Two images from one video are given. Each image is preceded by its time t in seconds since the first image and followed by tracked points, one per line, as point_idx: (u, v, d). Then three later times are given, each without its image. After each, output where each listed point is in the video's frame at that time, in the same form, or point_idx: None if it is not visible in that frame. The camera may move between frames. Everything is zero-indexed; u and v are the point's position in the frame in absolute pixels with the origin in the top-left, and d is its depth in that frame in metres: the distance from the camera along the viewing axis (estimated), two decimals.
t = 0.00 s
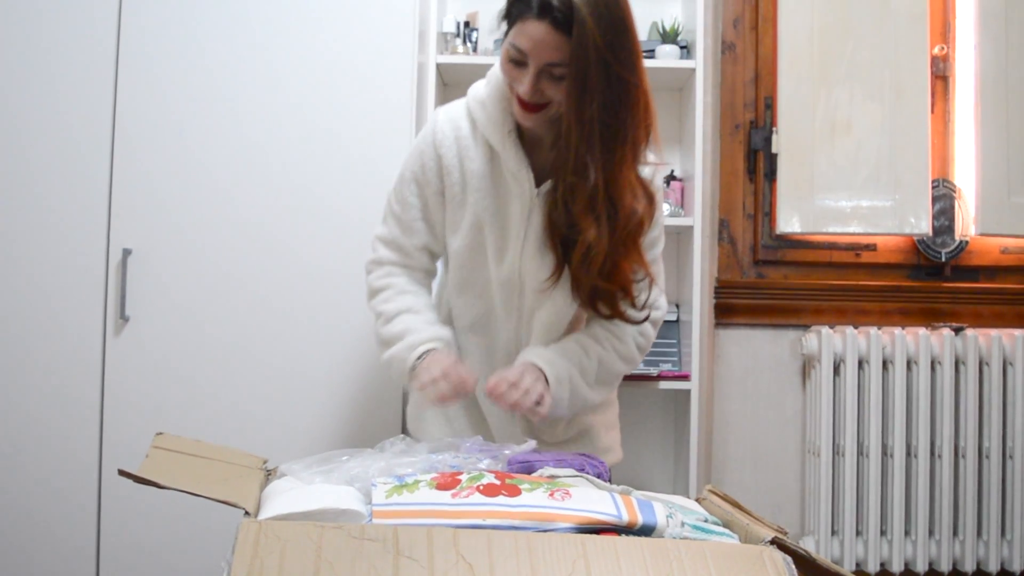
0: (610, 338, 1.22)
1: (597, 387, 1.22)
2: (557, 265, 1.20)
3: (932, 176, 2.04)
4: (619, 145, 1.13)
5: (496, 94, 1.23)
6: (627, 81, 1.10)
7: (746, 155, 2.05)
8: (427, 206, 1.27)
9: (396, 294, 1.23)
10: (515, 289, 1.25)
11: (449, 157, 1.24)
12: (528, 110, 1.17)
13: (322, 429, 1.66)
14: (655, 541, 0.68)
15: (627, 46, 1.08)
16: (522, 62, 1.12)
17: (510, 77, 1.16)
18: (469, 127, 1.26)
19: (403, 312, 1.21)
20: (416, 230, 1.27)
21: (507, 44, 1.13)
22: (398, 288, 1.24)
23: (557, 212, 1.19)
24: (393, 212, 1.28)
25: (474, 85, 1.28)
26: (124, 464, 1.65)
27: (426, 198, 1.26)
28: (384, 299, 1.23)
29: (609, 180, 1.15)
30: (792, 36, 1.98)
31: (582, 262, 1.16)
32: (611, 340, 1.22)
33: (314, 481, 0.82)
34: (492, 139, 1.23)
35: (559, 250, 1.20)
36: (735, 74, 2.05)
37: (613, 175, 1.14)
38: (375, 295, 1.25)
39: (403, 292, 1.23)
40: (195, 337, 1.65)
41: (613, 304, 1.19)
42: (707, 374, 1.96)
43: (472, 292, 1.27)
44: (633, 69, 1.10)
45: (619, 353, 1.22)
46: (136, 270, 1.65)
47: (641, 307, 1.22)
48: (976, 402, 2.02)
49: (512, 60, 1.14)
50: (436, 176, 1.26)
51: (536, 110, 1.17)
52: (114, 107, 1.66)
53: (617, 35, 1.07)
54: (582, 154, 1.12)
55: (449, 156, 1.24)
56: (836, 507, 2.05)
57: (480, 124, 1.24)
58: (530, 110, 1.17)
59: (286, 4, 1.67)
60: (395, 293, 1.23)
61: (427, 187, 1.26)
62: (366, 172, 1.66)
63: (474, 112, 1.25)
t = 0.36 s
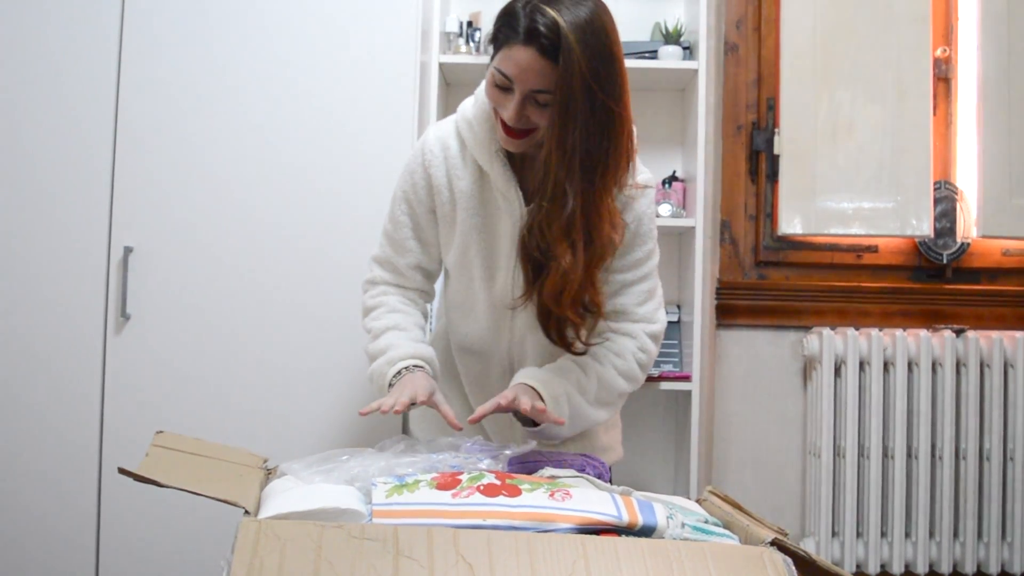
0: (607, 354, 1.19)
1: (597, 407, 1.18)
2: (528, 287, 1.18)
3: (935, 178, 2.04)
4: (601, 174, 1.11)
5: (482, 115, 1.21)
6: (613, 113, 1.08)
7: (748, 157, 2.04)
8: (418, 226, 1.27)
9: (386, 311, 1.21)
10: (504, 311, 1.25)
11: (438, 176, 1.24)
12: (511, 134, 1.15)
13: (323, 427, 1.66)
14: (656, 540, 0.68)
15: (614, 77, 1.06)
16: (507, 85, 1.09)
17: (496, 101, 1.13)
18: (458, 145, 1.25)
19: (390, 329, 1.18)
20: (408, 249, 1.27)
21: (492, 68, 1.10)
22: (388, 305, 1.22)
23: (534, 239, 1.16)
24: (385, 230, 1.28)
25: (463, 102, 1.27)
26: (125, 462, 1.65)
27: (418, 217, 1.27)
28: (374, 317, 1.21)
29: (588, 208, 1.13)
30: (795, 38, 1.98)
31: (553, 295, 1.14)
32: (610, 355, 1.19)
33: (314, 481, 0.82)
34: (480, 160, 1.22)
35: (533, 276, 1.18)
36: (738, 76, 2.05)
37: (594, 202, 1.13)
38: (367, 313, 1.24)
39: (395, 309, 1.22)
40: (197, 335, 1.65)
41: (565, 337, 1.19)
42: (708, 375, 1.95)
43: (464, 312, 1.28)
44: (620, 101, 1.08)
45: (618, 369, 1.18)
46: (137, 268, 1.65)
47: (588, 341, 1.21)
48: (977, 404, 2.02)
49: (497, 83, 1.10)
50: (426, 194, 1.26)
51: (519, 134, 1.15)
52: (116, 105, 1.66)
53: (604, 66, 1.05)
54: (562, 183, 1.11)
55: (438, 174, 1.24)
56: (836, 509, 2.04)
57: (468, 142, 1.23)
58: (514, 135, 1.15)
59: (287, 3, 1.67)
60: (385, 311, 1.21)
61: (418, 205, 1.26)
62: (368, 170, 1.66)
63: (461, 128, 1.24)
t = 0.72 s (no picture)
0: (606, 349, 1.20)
1: (596, 401, 1.18)
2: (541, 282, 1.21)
3: (933, 180, 2.04)
4: (614, 168, 1.12)
5: (484, 110, 1.22)
6: (620, 107, 1.08)
7: (747, 158, 2.05)
8: (416, 228, 1.26)
9: (383, 319, 1.20)
10: (509, 306, 1.26)
11: (437, 175, 1.24)
12: (518, 133, 1.15)
13: (321, 428, 1.66)
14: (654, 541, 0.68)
15: (619, 72, 1.06)
16: (514, 87, 1.09)
17: (501, 103, 1.12)
18: (457, 142, 1.25)
19: (386, 338, 1.17)
20: (404, 250, 1.25)
21: (496, 71, 1.10)
22: (385, 315, 1.21)
23: (550, 234, 1.19)
24: (380, 231, 1.26)
25: (461, 99, 1.27)
26: (123, 464, 1.65)
27: (416, 219, 1.25)
28: (370, 324, 1.20)
29: (603, 201, 1.14)
30: (793, 40, 1.98)
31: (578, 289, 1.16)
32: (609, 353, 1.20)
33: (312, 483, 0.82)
34: (482, 155, 1.22)
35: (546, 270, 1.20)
36: (736, 77, 2.05)
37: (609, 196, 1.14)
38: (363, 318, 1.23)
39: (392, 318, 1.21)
40: (195, 336, 1.65)
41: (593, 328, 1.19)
42: (707, 376, 1.96)
43: (465, 310, 1.27)
44: (626, 94, 1.08)
45: (616, 364, 1.20)
46: (136, 270, 1.65)
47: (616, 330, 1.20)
48: (975, 405, 2.02)
49: (502, 85, 1.10)
50: (425, 194, 1.25)
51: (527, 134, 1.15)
52: (114, 107, 1.66)
53: (608, 62, 1.05)
54: (579, 180, 1.11)
55: (437, 172, 1.24)
56: (835, 510, 2.04)
57: (470, 139, 1.23)
58: (521, 134, 1.15)
59: (285, 5, 1.67)
60: (381, 320, 1.20)
61: (416, 207, 1.25)
62: (366, 171, 1.66)
63: (462, 125, 1.24)
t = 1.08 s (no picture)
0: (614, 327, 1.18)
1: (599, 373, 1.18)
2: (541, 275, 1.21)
3: (931, 177, 2.04)
4: (611, 164, 1.12)
5: (484, 103, 1.23)
6: (619, 102, 1.08)
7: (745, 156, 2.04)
8: (409, 217, 1.25)
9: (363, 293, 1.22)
10: (504, 300, 1.24)
11: (432, 166, 1.23)
12: (515, 128, 1.15)
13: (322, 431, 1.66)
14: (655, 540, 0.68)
15: (618, 68, 1.07)
16: (513, 81, 1.09)
17: (499, 97, 1.12)
18: (456, 135, 1.25)
19: (364, 313, 1.19)
20: (393, 236, 1.25)
21: (496, 65, 1.10)
22: (367, 290, 1.22)
23: (546, 227, 1.18)
24: (370, 216, 1.25)
25: (462, 92, 1.27)
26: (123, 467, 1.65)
27: (411, 209, 1.24)
28: (352, 299, 1.22)
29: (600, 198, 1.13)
30: (790, 38, 1.98)
31: (571, 285, 1.13)
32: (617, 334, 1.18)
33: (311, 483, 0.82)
34: (481, 146, 1.22)
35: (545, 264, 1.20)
36: (734, 75, 2.04)
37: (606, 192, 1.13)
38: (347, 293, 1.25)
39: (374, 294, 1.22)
40: (194, 340, 1.65)
41: (595, 324, 1.15)
42: (706, 374, 1.96)
43: (457, 303, 1.25)
44: (624, 90, 1.08)
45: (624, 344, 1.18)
46: (135, 273, 1.65)
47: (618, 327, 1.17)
48: (975, 401, 2.02)
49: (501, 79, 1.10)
50: (420, 184, 1.24)
51: (524, 129, 1.14)
52: (112, 111, 1.66)
53: (608, 57, 1.06)
54: (574, 175, 1.12)
55: (431, 164, 1.23)
56: (836, 508, 2.04)
57: (469, 132, 1.23)
58: (519, 129, 1.14)
59: (282, 8, 1.67)
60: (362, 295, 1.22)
61: (411, 197, 1.24)
62: (364, 174, 1.66)
63: (461, 117, 1.24)
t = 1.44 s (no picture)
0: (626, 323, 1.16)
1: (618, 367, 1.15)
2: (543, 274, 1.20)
3: (932, 175, 2.04)
4: (608, 160, 1.13)
5: (482, 103, 1.22)
6: (616, 98, 1.09)
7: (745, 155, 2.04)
8: (411, 220, 1.25)
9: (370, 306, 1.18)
10: (502, 300, 1.24)
11: (432, 167, 1.23)
12: (512, 126, 1.14)
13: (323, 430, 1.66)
14: (655, 539, 0.68)
15: (614, 64, 1.07)
16: (511, 78, 1.09)
17: (496, 93, 1.12)
18: (454, 136, 1.25)
19: (370, 327, 1.15)
20: (398, 241, 1.24)
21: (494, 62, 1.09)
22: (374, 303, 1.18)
23: (542, 224, 1.18)
24: (375, 223, 1.25)
25: (458, 93, 1.26)
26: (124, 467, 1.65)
27: (411, 211, 1.24)
28: (360, 313, 1.18)
29: (594, 193, 1.14)
30: (790, 37, 1.98)
31: (566, 277, 1.16)
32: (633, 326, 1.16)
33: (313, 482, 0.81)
34: (479, 148, 1.22)
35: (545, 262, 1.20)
36: (734, 75, 2.04)
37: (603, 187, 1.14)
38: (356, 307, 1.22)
39: (382, 307, 1.18)
40: (195, 340, 1.65)
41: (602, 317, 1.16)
42: (707, 373, 1.96)
43: (457, 303, 1.25)
44: (620, 86, 1.09)
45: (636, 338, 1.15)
46: (135, 273, 1.65)
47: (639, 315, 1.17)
48: (977, 400, 2.02)
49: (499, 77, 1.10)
50: (420, 184, 1.24)
51: (522, 126, 1.14)
52: (112, 111, 1.66)
53: (605, 53, 1.06)
54: (570, 171, 1.12)
55: (432, 165, 1.23)
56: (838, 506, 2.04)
57: (468, 133, 1.23)
58: (517, 126, 1.14)
59: (282, 9, 1.67)
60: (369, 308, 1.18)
61: (411, 198, 1.24)
62: (365, 174, 1.66)
63: (461, 119, 1.24)
